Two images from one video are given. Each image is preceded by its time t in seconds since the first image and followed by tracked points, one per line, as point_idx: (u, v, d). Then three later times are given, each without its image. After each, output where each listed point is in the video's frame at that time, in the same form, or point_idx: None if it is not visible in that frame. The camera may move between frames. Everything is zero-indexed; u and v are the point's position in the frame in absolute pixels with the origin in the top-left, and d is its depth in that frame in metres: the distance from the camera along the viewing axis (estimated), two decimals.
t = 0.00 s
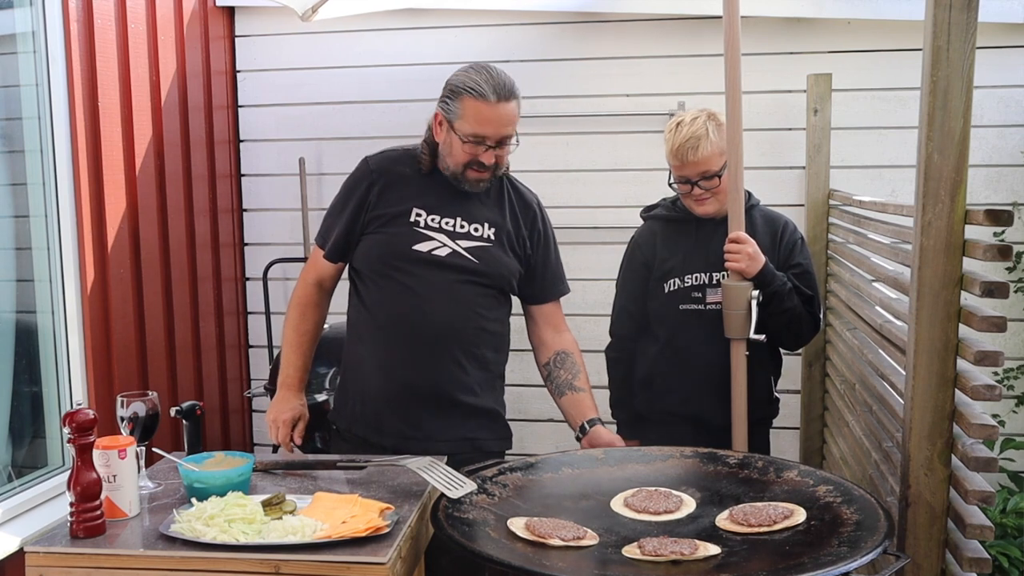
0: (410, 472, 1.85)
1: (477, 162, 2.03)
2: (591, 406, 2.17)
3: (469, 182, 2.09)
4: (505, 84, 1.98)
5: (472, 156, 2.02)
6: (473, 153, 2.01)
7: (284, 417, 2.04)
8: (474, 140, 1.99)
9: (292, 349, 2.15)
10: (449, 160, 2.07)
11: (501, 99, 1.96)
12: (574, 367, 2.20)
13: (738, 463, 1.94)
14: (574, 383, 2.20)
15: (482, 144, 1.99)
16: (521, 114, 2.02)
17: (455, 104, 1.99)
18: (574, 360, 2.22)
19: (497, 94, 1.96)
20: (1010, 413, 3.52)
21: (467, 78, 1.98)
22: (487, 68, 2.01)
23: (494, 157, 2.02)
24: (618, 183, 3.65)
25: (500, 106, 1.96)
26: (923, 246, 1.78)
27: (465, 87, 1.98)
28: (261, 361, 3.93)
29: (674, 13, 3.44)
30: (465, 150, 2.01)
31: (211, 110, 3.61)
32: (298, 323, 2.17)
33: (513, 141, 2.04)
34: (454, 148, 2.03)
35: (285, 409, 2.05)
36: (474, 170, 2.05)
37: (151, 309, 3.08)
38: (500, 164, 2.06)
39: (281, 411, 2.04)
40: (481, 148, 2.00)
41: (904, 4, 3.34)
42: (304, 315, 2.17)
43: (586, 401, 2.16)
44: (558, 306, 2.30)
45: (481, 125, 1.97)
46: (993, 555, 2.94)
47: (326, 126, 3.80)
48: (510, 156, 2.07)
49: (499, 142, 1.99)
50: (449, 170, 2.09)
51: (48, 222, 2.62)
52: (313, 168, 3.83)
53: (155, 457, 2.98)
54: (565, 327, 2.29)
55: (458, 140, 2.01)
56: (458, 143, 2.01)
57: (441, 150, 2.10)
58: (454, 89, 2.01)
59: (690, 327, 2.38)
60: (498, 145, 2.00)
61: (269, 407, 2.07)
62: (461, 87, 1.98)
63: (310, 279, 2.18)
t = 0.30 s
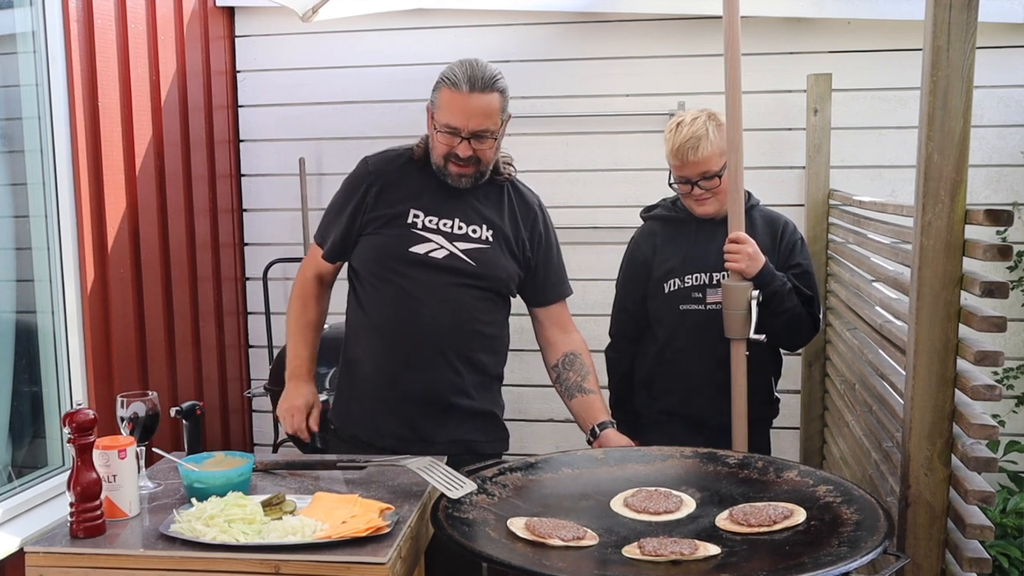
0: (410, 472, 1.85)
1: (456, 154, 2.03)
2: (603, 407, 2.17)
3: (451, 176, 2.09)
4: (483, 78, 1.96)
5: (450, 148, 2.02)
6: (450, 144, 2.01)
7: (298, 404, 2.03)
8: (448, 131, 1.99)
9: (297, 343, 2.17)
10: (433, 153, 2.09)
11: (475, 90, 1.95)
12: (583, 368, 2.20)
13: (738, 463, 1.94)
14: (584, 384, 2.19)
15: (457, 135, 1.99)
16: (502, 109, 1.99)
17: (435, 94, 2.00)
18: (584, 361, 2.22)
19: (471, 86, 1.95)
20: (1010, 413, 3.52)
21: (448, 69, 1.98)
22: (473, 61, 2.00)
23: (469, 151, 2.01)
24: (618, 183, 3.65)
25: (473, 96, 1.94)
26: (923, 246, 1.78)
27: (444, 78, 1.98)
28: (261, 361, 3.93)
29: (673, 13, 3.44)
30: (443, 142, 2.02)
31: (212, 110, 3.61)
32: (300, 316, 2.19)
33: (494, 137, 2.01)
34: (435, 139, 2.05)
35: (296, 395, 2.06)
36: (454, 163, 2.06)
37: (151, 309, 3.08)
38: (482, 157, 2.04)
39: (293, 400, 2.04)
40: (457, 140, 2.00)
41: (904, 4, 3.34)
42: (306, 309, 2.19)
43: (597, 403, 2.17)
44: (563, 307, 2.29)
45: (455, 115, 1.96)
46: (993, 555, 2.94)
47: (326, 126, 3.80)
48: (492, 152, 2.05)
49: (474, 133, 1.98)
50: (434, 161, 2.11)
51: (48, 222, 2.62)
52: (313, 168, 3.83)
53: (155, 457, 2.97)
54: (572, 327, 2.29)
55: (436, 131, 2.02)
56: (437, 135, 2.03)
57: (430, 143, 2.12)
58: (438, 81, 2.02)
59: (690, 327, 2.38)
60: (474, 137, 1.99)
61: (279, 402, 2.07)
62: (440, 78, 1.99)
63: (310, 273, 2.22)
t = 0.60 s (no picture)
0: (410, 473, 1.84)
1: (419, 162, 1.98)
2: (590, 393, 2.22)
3: (418, 184, 2.04)
4: (443, 82, 1.91)
5: (414, 157, 1.97)
6: (413, 152, 1.96)
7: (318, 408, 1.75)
8: (411, 139, 1.94)
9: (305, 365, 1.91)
10: (398, 163, 2.04)
11: (434, 95, 1.90)
12: (566, 355, 2.26)
13: (738, 463, 1.94)
14: (568, 370, 2.25)
15: (420, 143, 1.94)
16: (464, 113, 1.94)
17: (394, 102, 1.95)
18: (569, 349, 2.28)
19: (432, 91, 1.90)
20: (1010, 413, 3.53)
21: (406, 75, 1.93)
22: (432, 65, 1.95)
23: (433, 157, 1.96)
24: (617, 183, 3.66)
25: (434, 102, 1.90)
26: (923, 246, 1.78)
27: (402, 85, 1.93)
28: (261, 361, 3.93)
29: (673, 13, 3.44)
30: (406, 151, 1.97)
31: (211, 110, 3.61)
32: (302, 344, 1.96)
33: (458, 142, 1.96)
34: (397, 148, 1.99)
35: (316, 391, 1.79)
36: (420, 172, 2.00)
37: (151, 309, 3.08)
38: (447, 164, 1.99)
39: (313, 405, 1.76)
40: (419, 148, 1.94)
41: (904, 4, 3.34)
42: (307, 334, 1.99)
43: (585, 389, 2.22)
44: (546, 298, 2.31)
45: (416, 122, 1.91)
46: (993, 555, 2.94)
47: (326, 126, 3.80)
48: (458, 158, 2.00)
49: (437, 140, 1.93)
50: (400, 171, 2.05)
51: (48, 222, 2.62)
52: (313, 168, 3.83)
53: (155, 457, 2.97)
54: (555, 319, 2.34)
55: (398, 139, 1.97)
56: (399, 144, 1.97)
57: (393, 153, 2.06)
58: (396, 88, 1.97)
59: (690, 327, 2.39)
60: (438, 144, 1.94)
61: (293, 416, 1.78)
62: (399, 85, 1.94)
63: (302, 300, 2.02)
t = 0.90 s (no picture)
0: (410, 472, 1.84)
1: (372, 180, 1.82)
2: (512, 343, 2.28)
3: (373, 203, 1.89)
4: (392, 96, 1.72)
5: (366, 175, 1.80)
6: (365, 171, 1.79)
7: (310, 477, 1.53)
8: (362, 158, 1.76)
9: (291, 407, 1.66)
10: (349, 180, 1.87)
11: (384, 111, 1.72)
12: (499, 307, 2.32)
13: (738, 463, 1.94)
14: (496, 321, 2.31)
15: (372, 161, 1.76)
16: (416, 126, 1.77)
17: (340, 117, 1.76)
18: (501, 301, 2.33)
19: (381, 108, 1.72)
20: (1010, 413, 3.53)
21: (350, 88, 1.74)
22: (378, 75, 1.75)
23: (388, 176, 1.80)
24: (617, 183, 3.66)
25: (385, 119, 1.72)
26: (923, 246, 1.78)
27: (347, 99, 1.73)
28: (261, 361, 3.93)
29: (673, 13, 3.44)
30: (358, 170, 1.80)
31: (211, 110, 3.61)
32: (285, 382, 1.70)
33: (412, 158, 1.80)
34: (348, 166, 1.82)
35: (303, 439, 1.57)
36: (373, 190, 1.84)
37: (152, 308, 3.08)
38: (402, 179, 1.84)
39: (303, 470, 1.53)
40: (372, 167, 1.78)
41: (904, 4, 3.34)
42: (294, 368, 1.73)
43: (508, 338, 2.29)
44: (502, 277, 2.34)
45: (366, 142, 1.73)
46: (993, 555, 2.94)
47: (326, 127, 3.81)
48: (412, 171, 1.84)
49: (391, 158, 1.76)
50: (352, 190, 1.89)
51: (49, 222, 2.62)
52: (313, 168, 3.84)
53: (155, 458, 2.97)
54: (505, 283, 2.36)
55: (347, 158, 1.79)
56: (349, 162, 1.80)
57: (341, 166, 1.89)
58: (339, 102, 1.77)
59: (689, 327, 2.38)
60: (392, 162, 1.77)
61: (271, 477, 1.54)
62: (343, 99, 1.74)
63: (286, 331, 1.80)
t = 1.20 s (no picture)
0: (410, 472, 1.84)
1: (370, 190, 1.80)
2: (490, 346, 2.03)
3: (371, 211, 1.88)
4: (389, 105, 1.70)
5: (364, 185, 1.79)
6: (363, 181, 1.78)
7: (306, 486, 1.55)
8: (360, 168, 1.75)
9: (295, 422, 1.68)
10: (347, 188, 1.86)
11: (382, 122, 1.70)
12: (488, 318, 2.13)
13: (738, 463, 1.94)
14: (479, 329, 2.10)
15: (369, 172, 1.75)
16: (415, 135, 1.75)
17: (338, 126, 1.74)
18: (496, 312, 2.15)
19: (380, 119, 1.69)
20: (1010, 413, 3.53)
21: (348, 97, 1.71)
22: (376, 83, 1.73)
23: (386, 186, 1.78)
24: (617, 183, 3.66)
25: (383, 130, 1.70)
26: (923, 246, 1.78)
27: (344, 108, 1.71)
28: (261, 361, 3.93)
29: (673, 13, 3.45)
30: (356, 179, 1.79)
31: (211, 110, 3.61)
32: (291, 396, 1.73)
33: (411, 167, 1.78)
34: (346, 174, 1.81)
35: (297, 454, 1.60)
36: (372, 199, 1.83)
37: (151, 309, 3.08)
38: (401, 188, 1.82)
39: (299, 482, 1.56)
40: (370, 177, 1.76)
41: (904, 4, 3.34)
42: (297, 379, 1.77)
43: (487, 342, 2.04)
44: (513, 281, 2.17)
45: (364, 152, 1.72)
46: (993, 555, 2.94)
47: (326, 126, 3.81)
48: (411, 180, 1.82)
49: (389, 169, 1.75)
50: (350, 197, 1.88)
51: (49, 222, 2.62)
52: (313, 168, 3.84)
53: (155, 457, 2.97)
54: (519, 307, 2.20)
55: (345, 167, 1.78)
56: (347, 170, 1.79)
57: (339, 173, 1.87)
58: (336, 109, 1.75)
59: (689, 327, 2.38)
60: (390, 173, 1.76)
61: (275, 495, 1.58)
62: (341, 108, 1.72)
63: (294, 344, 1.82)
